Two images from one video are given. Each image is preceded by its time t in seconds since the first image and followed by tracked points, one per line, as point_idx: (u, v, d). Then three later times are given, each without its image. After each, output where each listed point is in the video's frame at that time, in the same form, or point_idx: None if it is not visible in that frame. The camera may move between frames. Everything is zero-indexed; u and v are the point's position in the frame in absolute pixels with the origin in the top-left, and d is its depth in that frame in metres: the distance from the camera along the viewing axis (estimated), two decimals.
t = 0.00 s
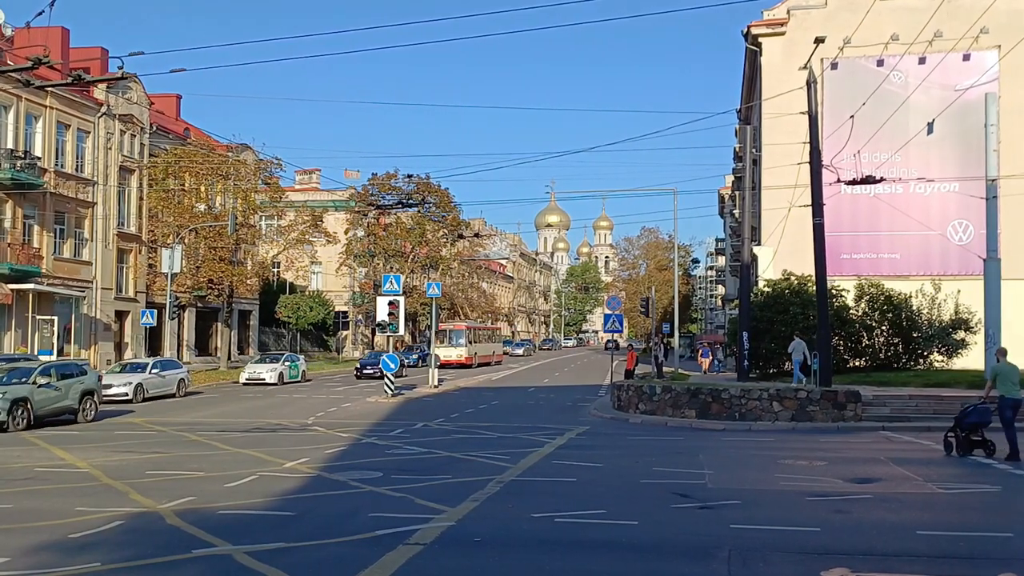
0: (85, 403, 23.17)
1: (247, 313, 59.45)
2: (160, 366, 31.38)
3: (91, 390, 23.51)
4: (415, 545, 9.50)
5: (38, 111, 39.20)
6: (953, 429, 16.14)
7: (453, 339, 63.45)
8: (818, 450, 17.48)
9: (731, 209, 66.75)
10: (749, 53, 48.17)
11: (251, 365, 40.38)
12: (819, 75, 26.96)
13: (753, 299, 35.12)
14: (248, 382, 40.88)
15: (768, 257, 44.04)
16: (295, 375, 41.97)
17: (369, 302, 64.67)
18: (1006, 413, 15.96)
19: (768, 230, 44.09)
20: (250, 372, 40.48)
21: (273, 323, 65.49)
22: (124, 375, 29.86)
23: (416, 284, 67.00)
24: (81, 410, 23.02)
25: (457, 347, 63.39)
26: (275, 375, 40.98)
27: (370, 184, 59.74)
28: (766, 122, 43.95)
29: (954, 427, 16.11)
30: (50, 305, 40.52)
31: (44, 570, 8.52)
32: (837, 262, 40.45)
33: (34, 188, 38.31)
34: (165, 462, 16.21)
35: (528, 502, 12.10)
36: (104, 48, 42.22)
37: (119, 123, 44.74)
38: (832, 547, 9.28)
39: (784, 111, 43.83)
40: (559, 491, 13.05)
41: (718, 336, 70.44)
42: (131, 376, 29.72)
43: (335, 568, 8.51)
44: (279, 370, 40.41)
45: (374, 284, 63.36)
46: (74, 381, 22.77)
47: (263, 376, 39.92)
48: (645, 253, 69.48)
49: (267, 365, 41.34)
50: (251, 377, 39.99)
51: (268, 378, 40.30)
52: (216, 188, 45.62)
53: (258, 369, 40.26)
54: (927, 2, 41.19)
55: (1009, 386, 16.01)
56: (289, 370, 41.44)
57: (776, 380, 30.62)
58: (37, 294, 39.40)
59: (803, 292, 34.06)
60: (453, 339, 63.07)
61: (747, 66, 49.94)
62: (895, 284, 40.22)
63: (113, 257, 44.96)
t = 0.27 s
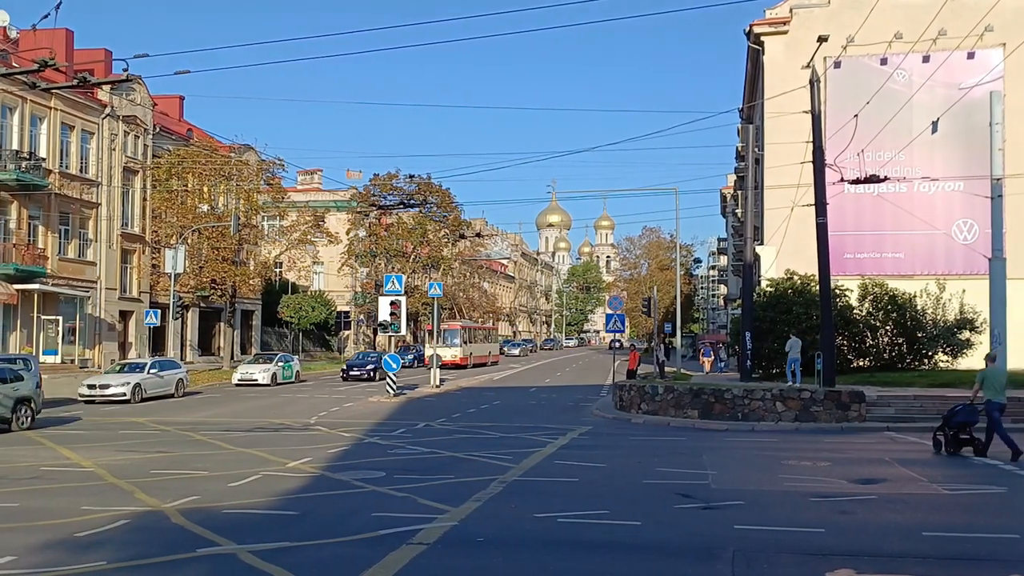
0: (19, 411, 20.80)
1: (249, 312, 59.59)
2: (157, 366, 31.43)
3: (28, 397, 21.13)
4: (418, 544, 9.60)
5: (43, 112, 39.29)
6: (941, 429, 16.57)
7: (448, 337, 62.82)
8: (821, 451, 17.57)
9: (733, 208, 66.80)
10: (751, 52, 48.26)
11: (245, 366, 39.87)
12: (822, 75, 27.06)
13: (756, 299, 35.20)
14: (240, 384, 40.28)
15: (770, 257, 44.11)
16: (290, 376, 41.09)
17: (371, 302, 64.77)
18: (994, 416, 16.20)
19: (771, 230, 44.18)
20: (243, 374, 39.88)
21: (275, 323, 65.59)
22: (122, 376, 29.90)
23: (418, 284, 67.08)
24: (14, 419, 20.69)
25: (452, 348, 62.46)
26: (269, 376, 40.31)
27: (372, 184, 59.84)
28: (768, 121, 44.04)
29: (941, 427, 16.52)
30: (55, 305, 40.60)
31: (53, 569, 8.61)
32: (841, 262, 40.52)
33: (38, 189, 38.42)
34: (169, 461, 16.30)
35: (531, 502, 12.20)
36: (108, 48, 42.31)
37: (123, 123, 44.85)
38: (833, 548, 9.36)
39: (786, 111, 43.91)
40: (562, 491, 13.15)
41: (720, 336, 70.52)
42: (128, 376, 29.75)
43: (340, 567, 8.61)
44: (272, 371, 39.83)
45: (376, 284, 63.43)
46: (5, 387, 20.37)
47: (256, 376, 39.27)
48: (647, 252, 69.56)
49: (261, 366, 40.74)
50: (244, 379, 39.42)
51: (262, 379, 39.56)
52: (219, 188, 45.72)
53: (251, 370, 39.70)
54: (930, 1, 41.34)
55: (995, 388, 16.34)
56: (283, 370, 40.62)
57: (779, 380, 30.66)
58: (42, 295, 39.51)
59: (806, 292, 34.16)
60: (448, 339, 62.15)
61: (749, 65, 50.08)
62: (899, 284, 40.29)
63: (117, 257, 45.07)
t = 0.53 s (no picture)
0: None
1: (263, 313, 59.86)
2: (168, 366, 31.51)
3: None
4: (433, 544, 9.63)
5: (60, 114, 39.55)
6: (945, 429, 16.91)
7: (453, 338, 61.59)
8: (837, 452, 17.51)
9: (747, 208, 66.56)
10: (766, 51, 48.10)
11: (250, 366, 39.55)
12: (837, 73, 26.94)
13: (771, 299, 35.09)
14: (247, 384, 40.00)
15: (786, 256, 43.98)
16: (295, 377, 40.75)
17: (384, 302, 64.91)
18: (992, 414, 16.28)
19: (787, 229, 44.04)
20: (249, 374, 39.79)
21: (289, 323, 65.83)
22: (133, 375, 29.98)
23: (431, 284, 67.16)
24: None
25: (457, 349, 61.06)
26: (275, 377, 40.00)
27: (385, 184, 59.96)
28: (783, 120, 43.91)
29: (945, 425, 16.92)
30: (72, 306, 40.90)
31: (71, 567, 8.68)
32: (857, 261, 40.36)
33: (56, 191, 38.69)
34: (186, 460, 16.40)
35: (546, 503, 12.21)
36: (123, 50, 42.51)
37: (138, 125, 45.11)
38: (850, 550, 9.34)
39: (801, 109, 43.75)
40: (577, 491, 13.17)
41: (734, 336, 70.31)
42: (139, 376, 29.90)
43: (355, 566, 8.66)
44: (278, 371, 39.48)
45: (389, 284, 63.55)
46: None
47: (261, 376, 39.06)
48: (661, 252, 69.45)
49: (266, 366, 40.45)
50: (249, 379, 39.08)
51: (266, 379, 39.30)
52: (234, 189, 45.91)
53: (255, 370, 39.35)
54: None
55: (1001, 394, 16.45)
56: (289, 370, 40.27)
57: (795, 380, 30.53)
58: (59, 295, 39.79)
59: (822, 292, 34.07)
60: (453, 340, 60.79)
61: (764, 63, 49.93)
62: (916, 283, 40.10)
63: (133, 258, 45.32)
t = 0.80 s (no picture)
0: None
1: (288, 313, 60.24)
2: (191, 367, 31.64)
3: None
4: (458, 544, 9.63)
5: (88, 116, 40.01)
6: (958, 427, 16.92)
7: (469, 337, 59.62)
8: (866, 452, 17.32)
9: (773, 207, 66.07)
10: (792, 49, 47.71)
11: (267, 366, 39.25)
12: (865, 70, 26.66)
13: (798, 298, 34.81)
14: (263, 384, 39.59)
15: (813, 256, 43.68)
16: (312, 377, 40.43)
17: (408, 302, 65.13)
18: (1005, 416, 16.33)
19: (814, 227, 43.68)
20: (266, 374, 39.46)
21: (314, 323, 66.18)
22: (155, 376, 30.16)
23: (455, 284, 67.23)
24: None
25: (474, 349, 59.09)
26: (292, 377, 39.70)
27: (409, 184, 60.09)
28: (809, 118, 43.56)
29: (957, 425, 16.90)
30: (101, 306, 41.37)
31: (98, 565, 8.74)
32: (885, 259, 39.93)
33: (84, 192, 39.11)
34: (212, 459, 16.52)
35: (571, 503, 12.16)
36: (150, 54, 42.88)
37: (165, 127, 45.51)
38: (880, 552, 9.22)
39: (827, 107, 43.37)
40: (602, 491, 13.12)
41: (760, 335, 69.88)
42: (162, 376, 30.08)
43: (380, 565, 8.67)
44: (295, 371, 39.08)
45: (413, 284, 63.68)
46: None
47: (278, 377, 38.78)
48: (685, 251, 69.14)
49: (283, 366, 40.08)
50: (265, 380, 38.82)
51: (283, 380, 38.90)
52: (259, 190, 46.22)
53: (272, 371, 39.02)
54: None
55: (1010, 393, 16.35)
56: (305, 371, 40.18)
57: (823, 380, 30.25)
58: (88, 295, 40.24)
59: (850, 291, 33.74)
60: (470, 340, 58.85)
61: (790, 61, 49.53)
62: (945, 282, 39.65)
63: (161, 259, 45.73)
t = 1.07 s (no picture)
0: None
1: (313, 313, 60.55)
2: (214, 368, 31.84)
3: None
4: (482, 544, 9.61)
5: (116, 118, 40.43)
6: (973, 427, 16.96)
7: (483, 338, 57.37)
8: (894, 454, 17.12)
9: (799, 206, 65.55)
10: (819, 46, 47.32)
11: (284, 368, 39.22)
12: (893, 68, 26.37)
13: (824, 298, 34.51)
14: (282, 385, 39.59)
15: (840, 254, 43.31)
16: (331, 378, 40.33)
17: (432, 302, 65.26)
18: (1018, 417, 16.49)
19: (841, 227, 43.28)
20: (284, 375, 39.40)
21: (339, 323, 66.47)
22: (178, 375, 30.37)
23: (479, 284, 67.24)
24: None
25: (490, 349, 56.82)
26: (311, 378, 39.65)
27: (433, 185, 60.19)
28: (835, 117, 43.18)
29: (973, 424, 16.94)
30: (129, 306, 41.78)
31: (125, 562, 8.82)
32: (914, 259, 39.46)
33: (112, 194, 39.52)
34: (238, 458, 16.62)
35: (595, 503, 12.12)
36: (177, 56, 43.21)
37: (192, 129, 45.87)
38: (909, 555, 9.09)
39: (854, 105, 42.96)
40: (626, 492, 13.05)
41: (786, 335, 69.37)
42: (184, 376, 30.28)
43: (404, 564, 8.68)
44: (313, 372, 38.94)
45: (437, 284, 63.79)
46: None
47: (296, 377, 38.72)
48: (710, 251, 68.78)
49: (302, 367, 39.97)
50: (284, 381, 38.75)
51: (301, 380, 38.89)
52: (285, 191, 46.50)
53: (291, 371, 38.95)
54: None
55: None
56: (323, 372, 40.10)
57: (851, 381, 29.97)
58: (116, 296, 40.65)
59: (878, 291, 33.38)
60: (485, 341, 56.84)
61: (817, 59, 49.12)
62: (975, 282, 39.17)
63: (187, 259, 46.11)
